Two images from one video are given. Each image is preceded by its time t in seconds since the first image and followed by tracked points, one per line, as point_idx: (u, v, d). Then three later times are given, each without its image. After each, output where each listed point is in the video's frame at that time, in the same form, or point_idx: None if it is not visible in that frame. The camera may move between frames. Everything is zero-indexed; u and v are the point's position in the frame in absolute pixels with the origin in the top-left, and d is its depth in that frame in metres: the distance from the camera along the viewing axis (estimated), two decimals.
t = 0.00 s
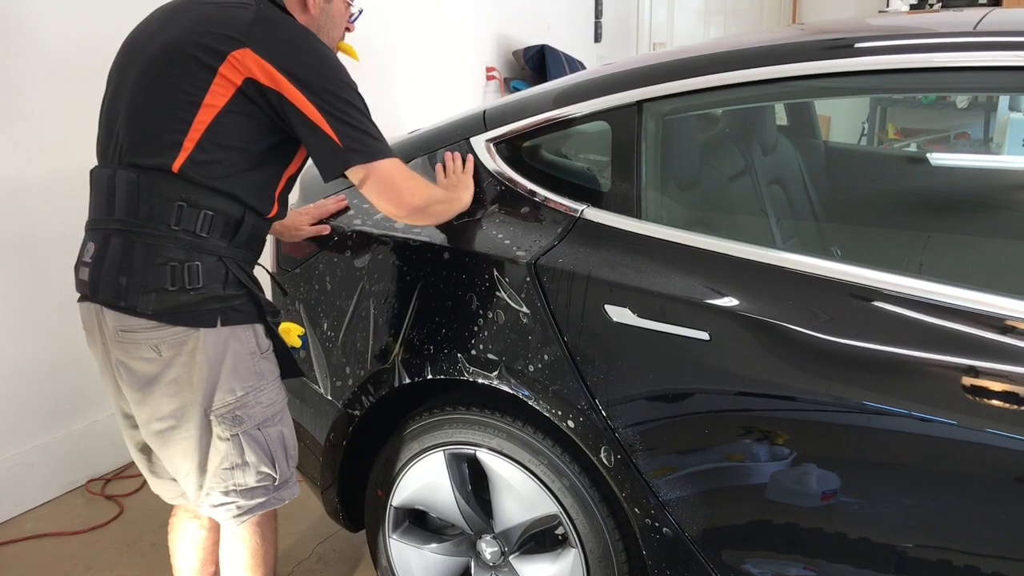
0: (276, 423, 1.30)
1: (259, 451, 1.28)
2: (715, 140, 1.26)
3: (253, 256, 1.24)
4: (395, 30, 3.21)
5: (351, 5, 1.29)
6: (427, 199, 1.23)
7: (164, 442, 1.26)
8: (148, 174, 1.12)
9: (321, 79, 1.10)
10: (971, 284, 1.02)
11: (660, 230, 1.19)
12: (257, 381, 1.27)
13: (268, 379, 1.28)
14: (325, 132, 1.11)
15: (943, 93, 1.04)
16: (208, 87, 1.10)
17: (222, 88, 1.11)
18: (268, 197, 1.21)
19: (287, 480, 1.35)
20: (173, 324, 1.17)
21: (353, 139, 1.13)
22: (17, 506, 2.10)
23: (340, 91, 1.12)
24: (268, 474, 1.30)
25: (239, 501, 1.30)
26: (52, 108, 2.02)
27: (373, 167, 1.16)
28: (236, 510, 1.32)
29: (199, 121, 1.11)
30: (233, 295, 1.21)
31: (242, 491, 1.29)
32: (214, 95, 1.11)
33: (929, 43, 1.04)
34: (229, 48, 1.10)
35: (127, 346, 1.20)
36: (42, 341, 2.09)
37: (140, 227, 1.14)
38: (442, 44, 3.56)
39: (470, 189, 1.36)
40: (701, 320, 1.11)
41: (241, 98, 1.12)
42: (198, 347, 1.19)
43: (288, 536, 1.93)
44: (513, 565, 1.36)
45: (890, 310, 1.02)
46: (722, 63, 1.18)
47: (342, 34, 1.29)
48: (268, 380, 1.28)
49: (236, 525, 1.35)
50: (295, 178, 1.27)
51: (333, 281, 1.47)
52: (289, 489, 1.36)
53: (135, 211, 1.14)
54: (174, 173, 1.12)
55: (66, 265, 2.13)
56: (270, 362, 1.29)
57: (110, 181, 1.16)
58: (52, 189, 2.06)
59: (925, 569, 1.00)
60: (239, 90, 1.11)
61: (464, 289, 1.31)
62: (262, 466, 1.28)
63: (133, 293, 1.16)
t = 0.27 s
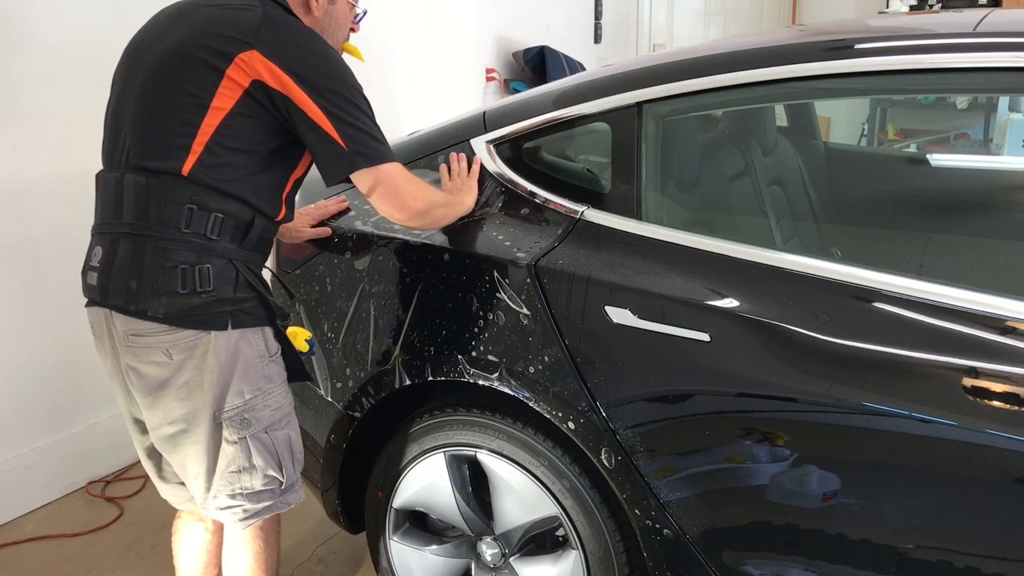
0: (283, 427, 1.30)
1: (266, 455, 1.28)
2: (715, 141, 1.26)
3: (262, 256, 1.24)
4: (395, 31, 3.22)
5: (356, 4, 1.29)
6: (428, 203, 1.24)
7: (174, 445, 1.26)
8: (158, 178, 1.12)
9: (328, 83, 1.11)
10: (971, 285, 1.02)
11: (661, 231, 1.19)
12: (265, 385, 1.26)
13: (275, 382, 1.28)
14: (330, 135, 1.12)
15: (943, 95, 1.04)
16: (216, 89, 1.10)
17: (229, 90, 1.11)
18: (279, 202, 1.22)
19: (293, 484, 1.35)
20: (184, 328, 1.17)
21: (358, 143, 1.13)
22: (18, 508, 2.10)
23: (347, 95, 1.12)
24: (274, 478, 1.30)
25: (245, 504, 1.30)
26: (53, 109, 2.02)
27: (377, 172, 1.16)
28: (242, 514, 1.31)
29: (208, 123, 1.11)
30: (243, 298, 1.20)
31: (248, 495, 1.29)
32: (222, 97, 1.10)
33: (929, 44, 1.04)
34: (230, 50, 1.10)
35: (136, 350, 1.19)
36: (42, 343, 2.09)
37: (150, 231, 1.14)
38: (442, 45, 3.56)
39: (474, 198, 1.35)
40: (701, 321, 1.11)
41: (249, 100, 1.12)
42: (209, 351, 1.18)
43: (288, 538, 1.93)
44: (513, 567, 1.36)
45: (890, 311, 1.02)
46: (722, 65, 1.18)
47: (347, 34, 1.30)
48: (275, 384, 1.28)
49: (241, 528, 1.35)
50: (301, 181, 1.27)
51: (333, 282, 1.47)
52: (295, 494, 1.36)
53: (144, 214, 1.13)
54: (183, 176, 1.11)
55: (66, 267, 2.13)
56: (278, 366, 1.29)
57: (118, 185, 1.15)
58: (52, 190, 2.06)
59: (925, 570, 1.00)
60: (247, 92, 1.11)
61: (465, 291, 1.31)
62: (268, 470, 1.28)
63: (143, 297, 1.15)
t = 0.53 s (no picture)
0: (287, 429, 1.30)
1: (271, 457, 1.28)
2: (716, 141, 1.26)
3: (265, 260, 1.24)
4: (396, 32, 3.22)
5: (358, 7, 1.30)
6: (430, 205, 1.24)
7: (179, 447, 1.26)
8: (162, 180, 1.12)
9: (331, 85, 1.11)
10: (971, 285, 1.02)
11: (661, 232, 1.19)
12: (269, 387, 1.26)
13: (280, 385, 1.28)
14: (332, 138, 1.12)
15: (944, 95, 1.04)
16: (218, 91, 1.10)
17: (232, 92, 1.11)
18: (281, 204, 1.22)
19: (297, 485, 1.35)
20: (189, 331, 1.17)
21: (360, 145, 1.13)
22: (18, 509, 2.10)
23: (350, 97, 1.12)
24: (279, 480, 1.30)
25: (250, 506, 1.30)
26: (53, 110, 2.02)
27: (380, 175, 1.16)
28: (247, 516, 1.31)
29: (210, 126, 1.11)
30: (247, 300, 1.20)
31: (253, 497, 1.29)
32: (225, 99, 1.10)
33: (929, 44, 1.04)
34: (230, 52, 1.10)
35: (142, 353, 1.19)
36: (42, 344, 2.09)
37: (154, 233, 1.14)
38: (442, 45, 3.56)
39: (474, 199, 1.35)
40: (701, 322, 1.11)
41: (251, 102, 1.12)
42: (215, 353, 1.18)
43: (288, 538, 1.93)
44: (514, 567, 1.36)
45: (891, 312, 1.02)
46: (722, 65, 1.18)
47: (348, 36, 1.30)
48: (280, 386, 1.28)
49: (245, 530, 1.35)
50: (303, 184, 1.27)
51: (333, 282, 1.47)
52: (299, 496, 1.36)
53: (149, 217, 1.13)
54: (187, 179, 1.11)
55: (66, 268, 2.13)
56: (282, 368, 1.29)
57: (121, 188, 1.15)
58: (52, 191, 2.06)
59: (925, 570, 1.00)
60: (249, 94, 1.11)
61: (465, 292, 1.31)
62: (273, 472, 1.28)
63: (149, 300, 1.15)
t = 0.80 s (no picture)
0: (289, 430, 1.30)
1: (272, 458, 1.28)
2: (715, 142, 1.26)
3: (265, 262, 1.24)
4: (396, 33, 3.22)
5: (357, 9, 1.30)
6: (429, 208, 1.24)
7: (181, 450, 1.26)
8: (162, 183, 1.12)
9: (332, 90, 1.11)
10: (970, 286, 1.02)
11: (661, 233, 1.19)
12: (271, 389, 1.26)
13: (281, 386, 1.28)
14: (332, 143, 1.12)
15: (943, 95, 1.04)
16: (218, 94, 1.10)
17: (231, 95, 1.11)
18: (282, 205, 1.22)
19: (299, 487, 1.35)
20: (191, 333, 1.17)
21: (360, 149, 1.14)
22: (18, 510, 2.10)
23: (350, 102, 1.13)
24: (280, 481, 1.30)
25: (251, 508, 1.30)
26: (53, 111, 2.02)
27: (379, 179, 1.17)
28: (248, 517, 1.31)
29: (210, 129, 1.11)
30: (248, 302, 1.21)
31: (254, 498, 1.29)
32: (225, 102, 1.11)
33: (929, 44, 1.04)
34: (230, 53, 1.10)
35: (143, 356, 1.19)
36: (42, 345, 2.09)
37: (155, 237, 1.14)
38: (442, 46, 3.56)
39: (474, 199, 1.35)
40: (701, 322, 1.11)
41: (251, 105, 1.12)
42: (216, 355, 1.19)
43: (288, 539, 1.93)
44: (513, 568, 1.36)
45: (890, 312, 1.02)
46: (722, 66, 1.18)
47: (348, 37, 1.30)
48: (281, 388, 1.28)
49: (246, 531, 1.35)
50: (303, 185, 1.27)
51: (333, 283, 1.47)
52: (299, 496, 1.36)
53: (150, 221, 1.13)
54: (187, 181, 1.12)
55: (66, 269, 2.13)
56: (283, 369, 1.29)
57: (121, 191, 1.15)
58: (52, 193, 2.06)
59: (925, 570, 1.00)
60: (249, 97, 1.11)
61: (465, 292, 1.31)
62: (274, 474, 1.28)
63: (150, 302, 1.15)
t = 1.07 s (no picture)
0: (286, 431, 1.30)
1: (269, 460, 1.28)
2: (715, 142, 1.26)
3: (262, 262, 1.24)
4: (395, 34, 3.22)
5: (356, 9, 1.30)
6: (428, 210, 1.24)
7: (178, 451, 1.26)
8: (159, 184, 1.12)
9: (331, 92, 1.11)
10: (970, 286, 1.02)
11: (660, 233, 1.19)
12: (268, 390, 1.26)
13: (278, 387, 1.28)
14: (331, 144, 1.12)
15: (943, 95, 1.03)
16: (216, 95, 1.10)
17: (230, 96, 1.11)
18: (279, 206, 1.22)
19: (296, 488, 1.35)
20: (188, 334, 1.17)
21: (359, 151, 1.14)
22: (18, 511, 2.10)
23: (349, 104, 1.13)
24: (277, 482, 1.30)
25: (248, 509, 1.30)
26: (52, 112, 2.02)
27: (378, 181, 1.17)
28: (245, 518, 1.31)
29: (208, 129, 1.11)
30: (245, 303, 1.21)
31: (251, 499, 1.29)
32: (223, 103, 1.10)
33: (928, 44, 1.04)
34: (228, 53, 1.10)
35: (140, 357, 1.19)
36: (42, 346, 2.10)
37: (152, 237, 1.14)
38: (442, 46, 3.56)
39: (474, 198, 1.34)
40: (700, 322, 1.11)
41: (249, 106, 1.12)
42: (213, 357, 1.18)
43: (288, 540, 1.92)
44: (513, 568, 1.36)
45: (890, 312, 1.02)
46: (721, 66, 1.18)
47: (347, 38, 1.30)
48: (278, 389, 1.28)
49: (243, 533, 1.35)
50: (302, 185, 1.27)
51: (332, 283, 1.47)
52: (297, 498, 1.36)
53: (146, 221, 1.13)
54: (185, 182, 1.12)
55: (66, 269, 2.13)
56: (281, 370, 1.29)
57: (118, 192, 1.15)
58: (52, 193, 2.07)
59: (925, 571, 1.00)
60: (248, 98, 1.11)
61: (464, 293, 1.31)
62: (271, 475, 1.28)
63: (146, 303, 1.15)
